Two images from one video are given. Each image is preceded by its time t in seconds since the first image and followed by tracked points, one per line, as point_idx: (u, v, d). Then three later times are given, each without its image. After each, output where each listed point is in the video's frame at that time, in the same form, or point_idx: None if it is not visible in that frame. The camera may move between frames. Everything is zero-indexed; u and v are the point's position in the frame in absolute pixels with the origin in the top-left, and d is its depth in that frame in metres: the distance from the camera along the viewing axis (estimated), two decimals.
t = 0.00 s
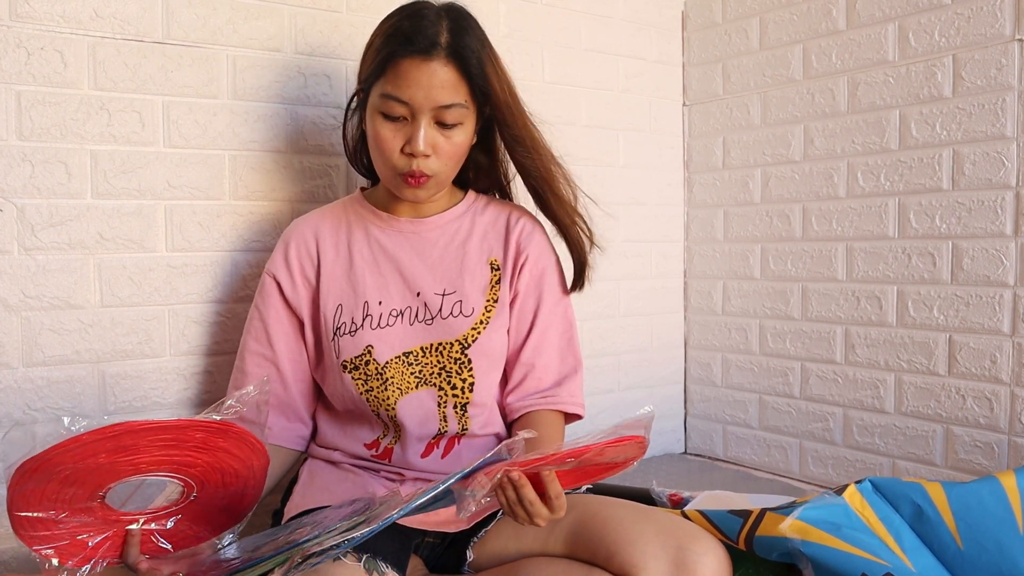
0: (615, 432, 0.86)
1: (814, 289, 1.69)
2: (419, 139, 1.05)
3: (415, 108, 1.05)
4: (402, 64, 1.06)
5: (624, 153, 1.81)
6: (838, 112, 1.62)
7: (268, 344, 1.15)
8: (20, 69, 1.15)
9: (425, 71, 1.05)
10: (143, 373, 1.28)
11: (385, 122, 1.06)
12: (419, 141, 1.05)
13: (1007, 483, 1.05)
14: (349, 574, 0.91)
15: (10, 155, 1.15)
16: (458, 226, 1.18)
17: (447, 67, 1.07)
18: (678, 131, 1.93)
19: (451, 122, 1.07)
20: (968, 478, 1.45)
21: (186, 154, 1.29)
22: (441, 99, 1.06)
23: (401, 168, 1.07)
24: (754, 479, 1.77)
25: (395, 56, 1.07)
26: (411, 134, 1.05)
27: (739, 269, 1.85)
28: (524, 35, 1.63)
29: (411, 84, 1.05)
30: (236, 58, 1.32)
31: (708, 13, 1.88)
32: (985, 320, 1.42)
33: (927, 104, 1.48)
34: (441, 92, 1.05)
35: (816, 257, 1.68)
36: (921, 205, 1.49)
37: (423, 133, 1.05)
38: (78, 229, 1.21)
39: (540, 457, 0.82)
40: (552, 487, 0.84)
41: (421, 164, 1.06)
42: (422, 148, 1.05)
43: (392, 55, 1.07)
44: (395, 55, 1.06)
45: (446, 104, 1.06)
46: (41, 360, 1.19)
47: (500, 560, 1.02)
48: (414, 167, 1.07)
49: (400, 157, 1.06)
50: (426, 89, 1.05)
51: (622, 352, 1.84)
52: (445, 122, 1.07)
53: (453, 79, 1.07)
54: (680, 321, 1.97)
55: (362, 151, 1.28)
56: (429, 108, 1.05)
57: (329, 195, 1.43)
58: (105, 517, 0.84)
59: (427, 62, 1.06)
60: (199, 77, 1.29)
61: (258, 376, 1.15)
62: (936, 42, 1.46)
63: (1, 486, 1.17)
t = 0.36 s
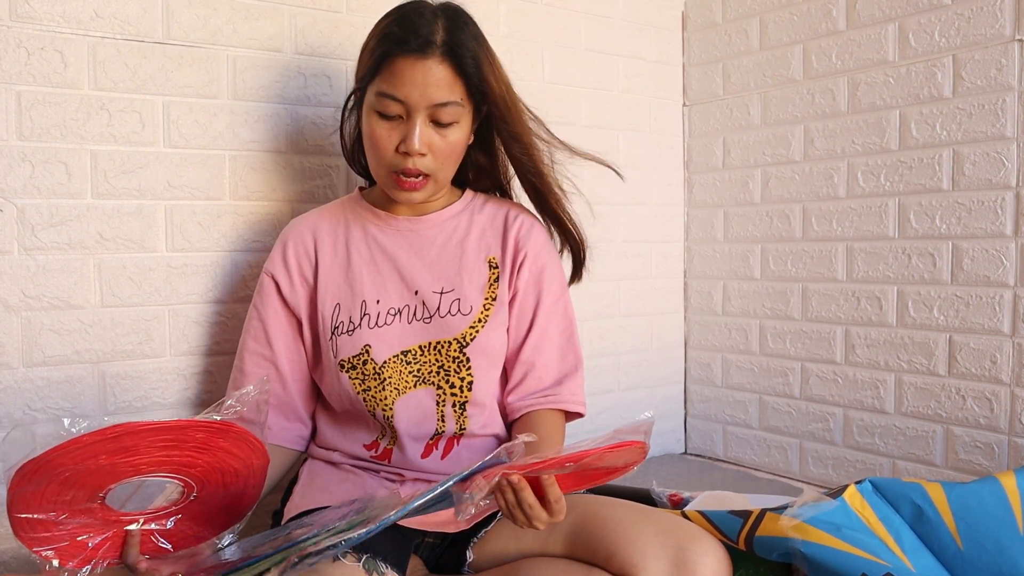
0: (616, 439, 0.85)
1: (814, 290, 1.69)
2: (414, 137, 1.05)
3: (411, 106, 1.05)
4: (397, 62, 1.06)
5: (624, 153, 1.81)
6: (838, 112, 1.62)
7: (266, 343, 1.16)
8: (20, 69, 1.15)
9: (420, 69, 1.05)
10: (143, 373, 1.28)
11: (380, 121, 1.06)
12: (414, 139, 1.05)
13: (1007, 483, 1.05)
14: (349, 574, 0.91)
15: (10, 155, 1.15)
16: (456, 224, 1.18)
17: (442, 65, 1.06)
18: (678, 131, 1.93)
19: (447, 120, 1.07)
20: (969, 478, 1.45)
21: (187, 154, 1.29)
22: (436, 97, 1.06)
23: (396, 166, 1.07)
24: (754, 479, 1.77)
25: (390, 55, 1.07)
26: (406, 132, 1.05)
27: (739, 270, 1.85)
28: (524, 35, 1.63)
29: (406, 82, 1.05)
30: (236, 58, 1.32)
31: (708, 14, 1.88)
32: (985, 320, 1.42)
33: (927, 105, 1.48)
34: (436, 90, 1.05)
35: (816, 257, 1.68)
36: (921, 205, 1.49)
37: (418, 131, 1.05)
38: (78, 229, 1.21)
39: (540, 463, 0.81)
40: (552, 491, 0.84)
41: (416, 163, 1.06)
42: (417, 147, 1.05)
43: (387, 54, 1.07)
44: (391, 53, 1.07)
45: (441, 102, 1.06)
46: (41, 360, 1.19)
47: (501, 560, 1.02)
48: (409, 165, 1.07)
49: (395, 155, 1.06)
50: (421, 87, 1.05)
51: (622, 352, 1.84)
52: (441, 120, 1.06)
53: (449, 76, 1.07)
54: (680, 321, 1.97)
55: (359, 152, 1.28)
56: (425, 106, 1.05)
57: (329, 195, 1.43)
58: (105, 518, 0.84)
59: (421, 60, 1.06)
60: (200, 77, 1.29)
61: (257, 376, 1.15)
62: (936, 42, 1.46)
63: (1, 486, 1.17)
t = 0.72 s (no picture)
0: (621, 449, 0.84)
1: (814, 290, 1.69)
2: (413, 137, 1.05)
3: (410, 105, 1.05)
4: (397, 61, 1.06)
5: (624, 153, 1.81)
6: (838, 112, 1.62)
7: (266, 344, 1.16)
8: (20, 69, 1.15)
9: (420, 68, 1.05)
10: (142, 374, 1.28)
11: (379, 120, 1.07)
12: (413, 138, 1.05)
13: (1007, 484, 1.05)
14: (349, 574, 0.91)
15: (10, 155, 1.15)
16: (457, 224, 1.18)
17: (442, 64, 1.06)
18: (678, 131, 1.93)
19: (446, 120, 1.07)
20: (969, 478, 1.45)
21: (187, 154, 1.29)
22: (436, 96, 1.06)
23: (395, 165, 1.07)
24: (754, 479, 1.77)
25: (390, 53, 1.07)
26: (405, 132, 1.05)
27: (739, 270, 1.85)
28: (523, 34, 1.63)
29: (405, 82, 1.05)
30: (236, 59, 1.32)
31: (708, 14, 1.88)
32: (985, 320, 1.42)
33: (927, 105, 1.48)
34: (435, 89, 1.05)
35: (816, 257, 1.68)
36: (921, 205, 1.49)
37: (417, 130, 1.05)
38: (78, 229, 1.21)
39: (544, 472, 0.81)
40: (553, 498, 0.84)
41: (415, 162, 1.06)
42: (416, 146, 1.05)
43: (387, 53, 1.07)
44: (390, 53, 1.07)
45: (440, 101, 1.06)
46: (41, 360, 1.19)
47: (500, 560, 1.02)
48: (408, 165, 1.07)
49: (394, 155, 1.06)
50: (420, 87, 1.05)
51: (622, 352, 1.84)
52: (440, 119, 1.07)
53: (448, 76, 1.07)
54: (680, 321, 1.97)
55: (358, 153, 1.28)
56: (424, 105, 1.05)
57: (330, 196, 1.43)
58: (106, 518, 0.84)
59: (421, 59, 1.06)
60: (200, 77, 1.29)
61: (257, 376, 1.15)
62: (936, 42, 1.46)
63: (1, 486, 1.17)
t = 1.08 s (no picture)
0: (622, 449, 0.84)
1: (814, 290, 1.69)
2: (414, 136, 1.05)
3: (411, 105, 1.05)
4: (398, 60, 1.06)
5: (624, 153, 1.81)
6: (838, 112, 1.62)
7: (266, 343, 1.16)
8: (20, 69, 1.15)
9: (421, 67, 1.05)
10: (142, 374, 1.28)
11: (380, 119, 1.07)
12: (414, 137, 1.05)
13: (1007, 483, 1.05)
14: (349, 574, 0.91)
15: (10, 155, 1.15)
16: (457, 225, 1.18)
17: (443, 64, 1.07)
18: (678, 131, 1.92)
19: (447, 119, 1.07)
20: (969, 478, 1.45)
21: (187, 154, 1.29)
22: (437, 95, 1.06)
23: (395, 164, 1.07)
24: (754, 479, 1.77)
25: (392, 52, 1.07)
26: (406, 131, 1.05)
27: (739, 270, 1.85)
28: (523, 34, 1.63)
29: (406, 81, 1.05)
30: (236, 58, 1.32)
31: (708, 14, 1.88)
32: (985, 320, 1.42)
33: (927, 105, 1.48)
34: (437, 89, 1.05)
35: (816, 257, 1.68)
36: (921, 206, 1.49)
37: (418, 130, 1.05)
38: (79, 229, 1.21)
39: (543, 470, 0.82)
40: (553, 500, 0.84)
41: (415, 161, 1.06)
42: (416, 145, 1.05)
43: (388, 52, 1.07)
44: (391, 52, 1.07)
45: (441, 100, 1.06)
46: (41, 360, 1.19)
47: (500, 560, 1.02)
48: (409, 164, 1.06)
49: (395, 154, 1.06)
50: (421, 86, 1.05)
51: (622, 352, 1.84)
52: (440, 119, 1.07)
53: (449, 75, 1.07)
54: (680, 321, 1.97)
55: (358, 153, 1.28)
56: (425, 104, 1.05)
57: (330, 196, 1.43)
58: (105, 514, 0.84)
59: (422, 58, 1.06)
60: (200, 77, 1.29)
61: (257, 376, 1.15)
62: (936, 42, 1.46)
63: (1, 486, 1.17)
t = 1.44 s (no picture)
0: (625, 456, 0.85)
1: (814, 290, 1.69)
2: (413, 136, 1.04)
3: (410, 105, 1.05)
4: (396, 60, 1.06)
5: (624, 153, 1.81)
6: (838, 112, 1.62)
7: (265, 344, 1.16)
8: (20, 69, 1.15)
9: (419, 67, 1.05)
10: (143, 374, 1.28)
11: (379, 119, 1.07)
12: (413, 137, 1.04)
13: (1007, 482, 1.06)
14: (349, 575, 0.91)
15: (10, 155, 1.15)
16: (457, 225, 1.18)
17: (441, 63, 1.07)
18: (678, 131, 1.93)
19: (446, 119, 1.07)
20: (969, 478, 1.45)
21: (187, 154, 1.29)
22: (436, 95, 1.06)
23: (394, 164, 1.07)
24: (754, 479, 1.77)
25: (390, 51, 1.07)
26: (405, 131, 1.05)
27: (739, 270, 1.85)
28: (523, 34, 1.63)
29: (404, 81, 1.05)
30: (236, 58, 1.32)
31: (708, 14, 1.88)
32: (985, 320, 1.42)
33: (927, 105, 1.48)
34: (435, 88, 1.05)
35: (816, 257, 1.68)
36: (921, 205, 1.49)
37: (417, 130, 1.05)
38: (79, 229, 1.21)
39: (545, 480, 0.82)
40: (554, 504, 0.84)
41: (415, 161, 1.06)
42: (415, 145, 1.05)
43: (386, 51, 1.07)
44: (389, 52, 1.07)
45: (440, 100, 1.06)
46: (41, 360, 1.19)
47: (500, 560, 1.03)
48: (408, 164, 1.06)
49: (394, 154, 1.06)
50: (420, 86, 1.05)
51: (622, 352, 1.84)
52: (439, 118, 1.06)
53: (448, 74, 1.07)
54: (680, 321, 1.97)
55: (357, 153, 1.28)
56: (424, 104, 1.05)
57: (329, 195, 1.43)
58: (104, 515, 0.84)
59: (420, 58, 1.06)
60: (200, 77, 1.29)
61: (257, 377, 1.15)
62: (936, 42, 1.46)
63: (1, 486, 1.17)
